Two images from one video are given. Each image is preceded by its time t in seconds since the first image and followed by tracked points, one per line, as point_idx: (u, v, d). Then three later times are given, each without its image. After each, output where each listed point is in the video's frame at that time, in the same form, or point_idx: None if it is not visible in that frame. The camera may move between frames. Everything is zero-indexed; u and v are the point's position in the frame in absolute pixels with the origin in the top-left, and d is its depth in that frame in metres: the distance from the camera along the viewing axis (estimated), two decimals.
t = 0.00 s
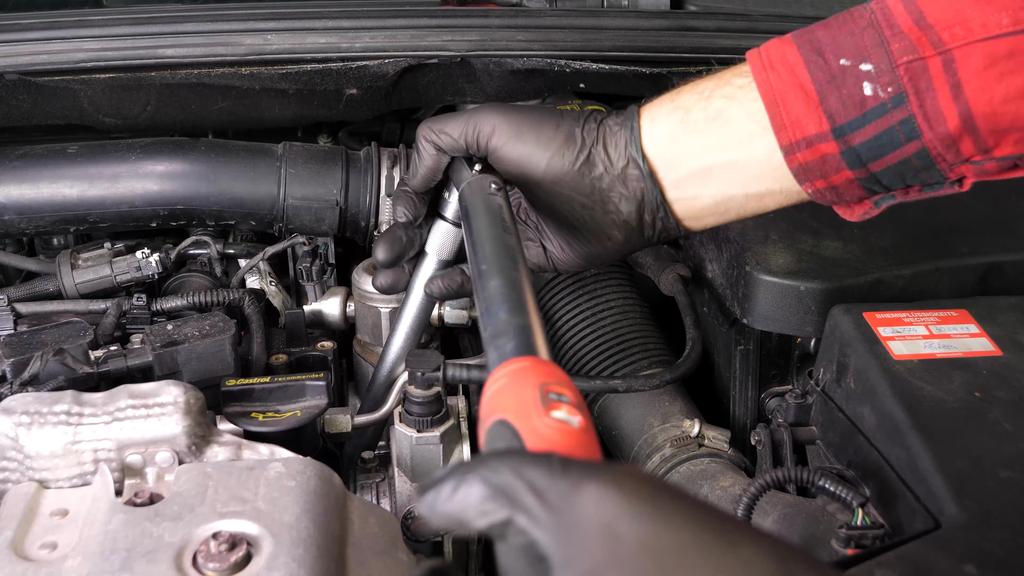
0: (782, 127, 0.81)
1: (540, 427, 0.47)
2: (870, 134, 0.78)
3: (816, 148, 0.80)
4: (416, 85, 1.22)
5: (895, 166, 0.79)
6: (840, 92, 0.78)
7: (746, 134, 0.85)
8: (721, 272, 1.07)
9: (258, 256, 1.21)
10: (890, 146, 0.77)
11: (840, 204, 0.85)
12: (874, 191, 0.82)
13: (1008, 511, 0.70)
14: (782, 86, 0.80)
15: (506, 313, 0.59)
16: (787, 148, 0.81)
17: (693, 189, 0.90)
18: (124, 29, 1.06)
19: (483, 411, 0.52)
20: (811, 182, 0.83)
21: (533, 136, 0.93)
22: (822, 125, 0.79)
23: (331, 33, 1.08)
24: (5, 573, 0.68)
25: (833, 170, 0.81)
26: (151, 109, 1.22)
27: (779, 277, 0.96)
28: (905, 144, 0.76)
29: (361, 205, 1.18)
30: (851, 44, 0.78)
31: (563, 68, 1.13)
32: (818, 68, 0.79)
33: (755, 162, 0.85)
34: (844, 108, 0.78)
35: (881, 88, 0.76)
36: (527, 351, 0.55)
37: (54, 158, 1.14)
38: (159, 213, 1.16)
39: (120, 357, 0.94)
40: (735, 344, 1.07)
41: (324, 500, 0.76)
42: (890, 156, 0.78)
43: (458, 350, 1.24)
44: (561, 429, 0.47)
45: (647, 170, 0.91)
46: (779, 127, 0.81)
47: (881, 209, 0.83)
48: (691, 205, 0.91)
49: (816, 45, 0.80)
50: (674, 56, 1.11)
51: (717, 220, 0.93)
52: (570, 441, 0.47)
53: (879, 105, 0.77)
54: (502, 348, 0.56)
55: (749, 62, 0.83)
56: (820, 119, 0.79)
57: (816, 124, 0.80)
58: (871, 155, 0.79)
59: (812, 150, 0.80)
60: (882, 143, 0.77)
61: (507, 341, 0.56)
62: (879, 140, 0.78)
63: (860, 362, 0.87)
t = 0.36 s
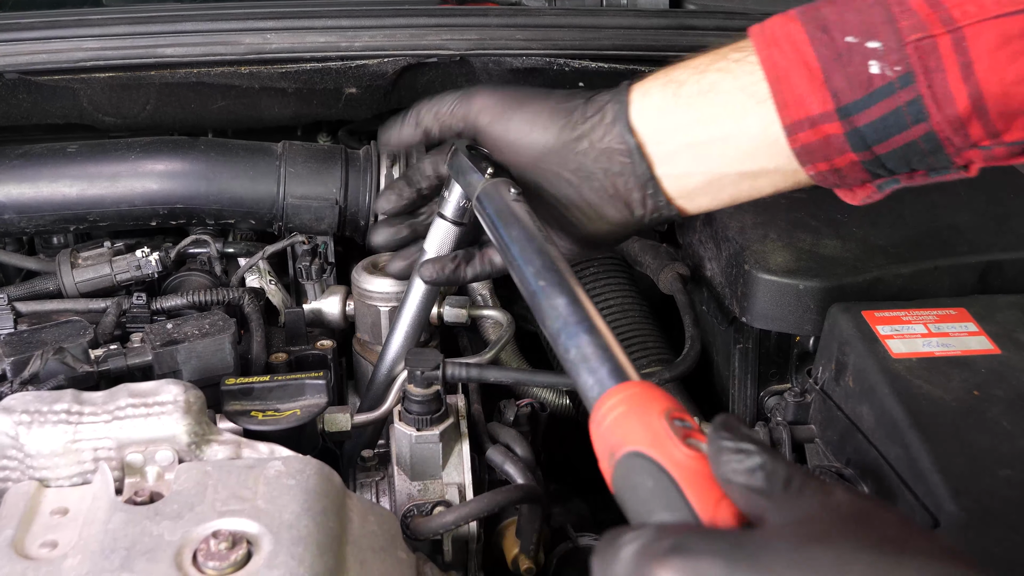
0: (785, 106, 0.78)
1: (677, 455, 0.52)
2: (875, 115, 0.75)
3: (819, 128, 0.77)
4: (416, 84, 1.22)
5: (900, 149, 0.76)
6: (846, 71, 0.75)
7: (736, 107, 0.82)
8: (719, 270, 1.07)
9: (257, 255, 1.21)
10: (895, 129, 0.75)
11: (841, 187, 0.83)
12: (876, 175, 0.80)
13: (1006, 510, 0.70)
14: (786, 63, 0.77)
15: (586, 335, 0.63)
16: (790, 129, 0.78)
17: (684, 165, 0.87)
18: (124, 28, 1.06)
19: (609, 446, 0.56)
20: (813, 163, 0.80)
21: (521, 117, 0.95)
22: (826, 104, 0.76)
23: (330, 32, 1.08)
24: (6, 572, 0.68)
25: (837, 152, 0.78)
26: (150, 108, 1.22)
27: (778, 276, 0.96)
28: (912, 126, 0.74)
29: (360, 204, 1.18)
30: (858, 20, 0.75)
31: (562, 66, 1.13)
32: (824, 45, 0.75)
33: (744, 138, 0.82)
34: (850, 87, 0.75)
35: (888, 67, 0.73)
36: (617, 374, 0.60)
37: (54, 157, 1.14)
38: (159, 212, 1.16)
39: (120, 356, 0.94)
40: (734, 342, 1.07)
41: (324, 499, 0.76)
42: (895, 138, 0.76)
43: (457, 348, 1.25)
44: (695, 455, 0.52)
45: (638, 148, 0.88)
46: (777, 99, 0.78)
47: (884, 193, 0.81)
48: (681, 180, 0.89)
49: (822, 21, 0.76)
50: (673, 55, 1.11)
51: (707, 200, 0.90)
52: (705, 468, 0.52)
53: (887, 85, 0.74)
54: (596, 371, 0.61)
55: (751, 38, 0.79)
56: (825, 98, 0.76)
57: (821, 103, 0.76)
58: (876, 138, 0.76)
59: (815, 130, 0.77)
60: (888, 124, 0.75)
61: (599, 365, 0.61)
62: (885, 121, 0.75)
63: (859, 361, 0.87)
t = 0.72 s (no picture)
0: (884, 141, 0.72)
1: (705, 462, 0.54)
2: (982, 155, 0.70)
3: (919, 167, 0.72)
4: (418, 88, 1.22)
5: (1006, 195, 0.71)
6: (952, 109, 0.71)
7: (836, 142, 0.77)
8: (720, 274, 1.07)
9: (261, 258, 1.22)
10: (1001, 170, 0.70)
11: (934, 242, 0.74)
12: (977, 225, 0.73)
13: (1005, 512, 0.70)
14: (886, 100, 0.73)
15: (605, 343, 0.66)
16: (888, 165, 0.73)
17: (769, 204, 0.80)
18: (129, 33, 1.07)
19: (634, 453, 0.58)
20: (909, 208, 0.73)
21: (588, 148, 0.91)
22: (929, 141, 0.71)
23: (334, 37, 1.09)
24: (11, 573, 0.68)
25: (936, 196, 0.72)
26: (154, 111, 1.22)
27: (778, 279, 0.97)
28: (1018, 169, 0.69)
29: (363, 207, 1.19)
30: (965, 61, 0.71)
31: (564, 71, 1.13)
32: (927, 84, 0.72)
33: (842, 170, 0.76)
34: (954, 125, 0.71)
35: (997, 105, 0.69)
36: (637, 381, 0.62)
37: (58, 161, 1.15)
38: (163, 215, 1.16)
39: (125, 359, 0.95)
40: (735, 345, 1.08)
41: (327, 501, 0.77)
42: (999, 183, 0.70)
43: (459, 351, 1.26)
44: (722, 461, 0.54)
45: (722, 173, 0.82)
46: (875, 136, 0.73)
47: (983, 247, 0.72)
48: (769, 222, 0.81)
49: (925, 63, 0.73)
50: (674, 59, 1.12)
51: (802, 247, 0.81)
52: (731, 473, 0.54)
53: (994, 124, 0.69)
54: (618, 378, 0.63)
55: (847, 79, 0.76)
56: (927, 135, 0.71)
57: (922, 139, 0.71)
58: (980, 180, 0.71)
59: (914, 168, 0.72)
60: (994, 164, 0.70)
61: (620, 373, 0.63)
62: (990, 160, 0.70)
63: (858, 365, 0.87)
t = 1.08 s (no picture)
0: (839, 127, 0.65)
1: (776, 419, 0.55)
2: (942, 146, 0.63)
3: (877, 154, 0.64)
4: (418, 90, 1.23)
5: (966, 192, 0.64)
6: (915, 99, 0.63)
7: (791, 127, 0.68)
8: (719, 276, 1.08)
9: (261, 260, 1.22)
10: (964, 162, 0.63)
11: (888, 235, 0.67)
12: (936, 222, 0.66)
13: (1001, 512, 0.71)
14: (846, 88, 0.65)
15: (649, 315, 0.66)
16: (844, 151, 0.65)
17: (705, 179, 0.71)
18: (129, 36, 1.07)
19: (700, 416, 0.58)
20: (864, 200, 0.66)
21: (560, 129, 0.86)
22: (889, 127, 0.63)
23: (334, 39, 1.09)
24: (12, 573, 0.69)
25: (894, 185, 0.64)
26: (155, 114, 1.23)
27: (777, 280, 0.97)
28: (983, 162, 0.62)
29: (363, 210, 1.19)
30: (931, 55, 0.64)
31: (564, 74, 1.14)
32: (890, 74, 0.65)
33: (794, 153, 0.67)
34: (916, 112, 0.63)
35: (961, 95, 0.62)
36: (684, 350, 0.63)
37: (59, 163, 1.15)
38: (164, 217, 1.17)
39: (125, 361, 0.95)
40: (734, 346, 1.08)
41: (327, 501, 0.77)
42: (962, 175, 0.63)
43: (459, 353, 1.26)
44: (792, 420, 0.55)
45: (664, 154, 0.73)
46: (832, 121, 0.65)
47: (941, 247, 0.64)
48: (699, 195, 0.72)
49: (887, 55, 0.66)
50: (673, 62, 1.12)
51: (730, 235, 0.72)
52: (801, 431, 0.55)
53: (957, 113, 0.62)
54: (666, 348, 0.64)
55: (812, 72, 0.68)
56: (888, 120, 0.63)
57: (883, 126, 0.64)
58: (941, 172, 0.64)
59: (872, 155, 0.64)
60: (955, 156, 0.63)
61: (667, 344, 0.64)
62: (953, 151, 0.63)
63: (856, 365, 0.88)
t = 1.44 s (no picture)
0: None
1: None
2: None
3: None
4: (416, 97, 1.23)
5: None
6: None
7: None
8: (716, 282, 1.08)
9: (259, 265, 1.23)
10: None
11: None
12: None
13: (996, 517, 0.71)
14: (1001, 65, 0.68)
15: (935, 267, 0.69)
16: None
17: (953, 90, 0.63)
18: (127, 42, 1.08)
19: None
20: None
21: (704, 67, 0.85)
22: None
23: (332, 46, 1.10)
24: None
25: None
26: (154, 120, 1.23)
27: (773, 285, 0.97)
28: None
29: (361, 215, 1.19)
30: None
31: (561, 80, 1.14)
32: None
33: None
34: None
35: None
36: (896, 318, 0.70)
37: (58, 169, 1.15)
38: (162, 223, 1.17)
39: (122, 366, 0.95)
40: (730, 351, 1.08)
41: (324, 506, 0.77)
42: None
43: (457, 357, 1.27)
44: None
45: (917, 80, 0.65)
46: None
47: None
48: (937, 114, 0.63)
49: None
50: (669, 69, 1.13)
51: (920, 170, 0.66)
52: None
53: None
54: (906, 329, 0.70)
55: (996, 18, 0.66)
56: None
57: None
58: None
59: None
60: None
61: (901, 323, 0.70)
62: None
63: (852, 370, 0.88)
